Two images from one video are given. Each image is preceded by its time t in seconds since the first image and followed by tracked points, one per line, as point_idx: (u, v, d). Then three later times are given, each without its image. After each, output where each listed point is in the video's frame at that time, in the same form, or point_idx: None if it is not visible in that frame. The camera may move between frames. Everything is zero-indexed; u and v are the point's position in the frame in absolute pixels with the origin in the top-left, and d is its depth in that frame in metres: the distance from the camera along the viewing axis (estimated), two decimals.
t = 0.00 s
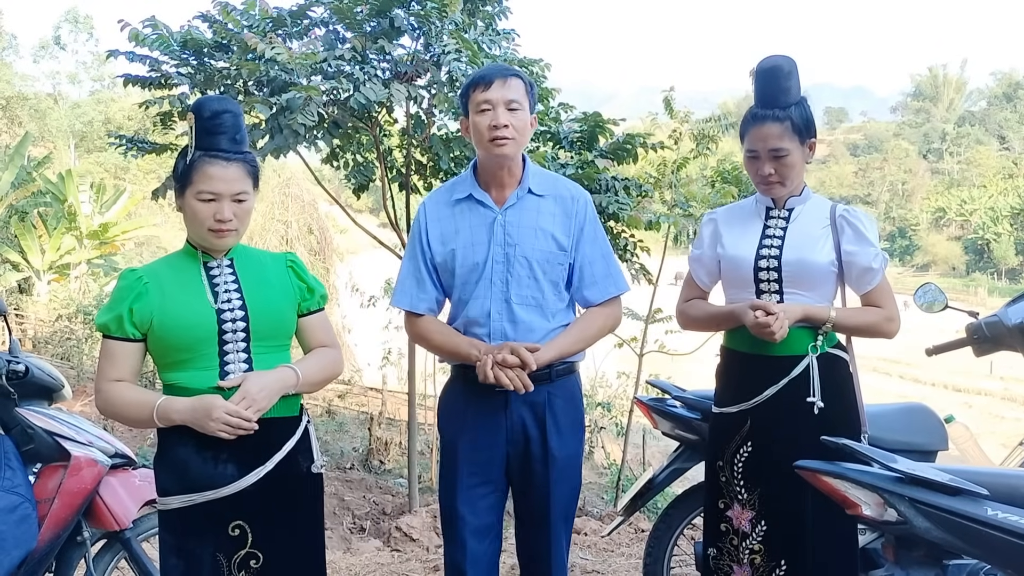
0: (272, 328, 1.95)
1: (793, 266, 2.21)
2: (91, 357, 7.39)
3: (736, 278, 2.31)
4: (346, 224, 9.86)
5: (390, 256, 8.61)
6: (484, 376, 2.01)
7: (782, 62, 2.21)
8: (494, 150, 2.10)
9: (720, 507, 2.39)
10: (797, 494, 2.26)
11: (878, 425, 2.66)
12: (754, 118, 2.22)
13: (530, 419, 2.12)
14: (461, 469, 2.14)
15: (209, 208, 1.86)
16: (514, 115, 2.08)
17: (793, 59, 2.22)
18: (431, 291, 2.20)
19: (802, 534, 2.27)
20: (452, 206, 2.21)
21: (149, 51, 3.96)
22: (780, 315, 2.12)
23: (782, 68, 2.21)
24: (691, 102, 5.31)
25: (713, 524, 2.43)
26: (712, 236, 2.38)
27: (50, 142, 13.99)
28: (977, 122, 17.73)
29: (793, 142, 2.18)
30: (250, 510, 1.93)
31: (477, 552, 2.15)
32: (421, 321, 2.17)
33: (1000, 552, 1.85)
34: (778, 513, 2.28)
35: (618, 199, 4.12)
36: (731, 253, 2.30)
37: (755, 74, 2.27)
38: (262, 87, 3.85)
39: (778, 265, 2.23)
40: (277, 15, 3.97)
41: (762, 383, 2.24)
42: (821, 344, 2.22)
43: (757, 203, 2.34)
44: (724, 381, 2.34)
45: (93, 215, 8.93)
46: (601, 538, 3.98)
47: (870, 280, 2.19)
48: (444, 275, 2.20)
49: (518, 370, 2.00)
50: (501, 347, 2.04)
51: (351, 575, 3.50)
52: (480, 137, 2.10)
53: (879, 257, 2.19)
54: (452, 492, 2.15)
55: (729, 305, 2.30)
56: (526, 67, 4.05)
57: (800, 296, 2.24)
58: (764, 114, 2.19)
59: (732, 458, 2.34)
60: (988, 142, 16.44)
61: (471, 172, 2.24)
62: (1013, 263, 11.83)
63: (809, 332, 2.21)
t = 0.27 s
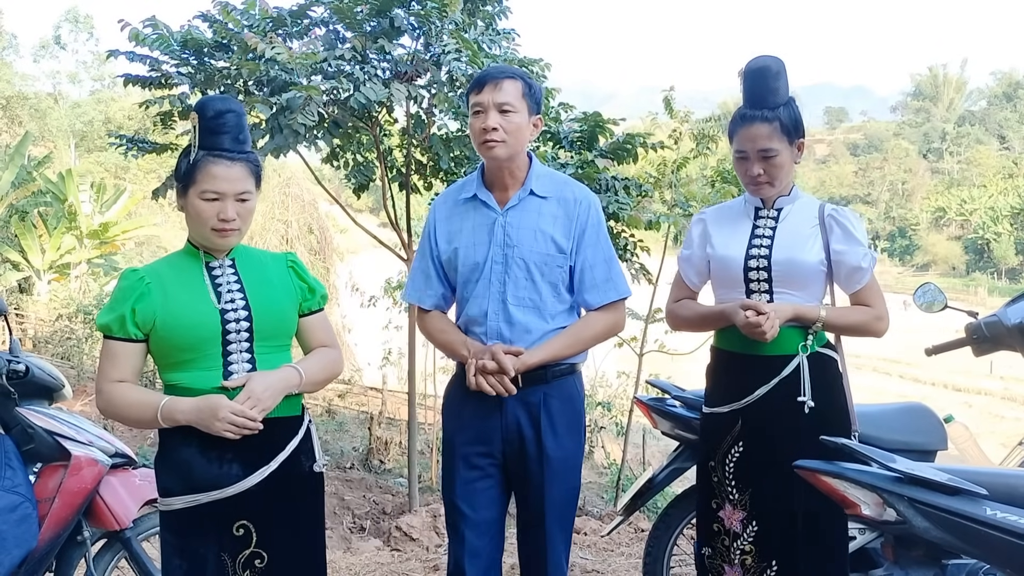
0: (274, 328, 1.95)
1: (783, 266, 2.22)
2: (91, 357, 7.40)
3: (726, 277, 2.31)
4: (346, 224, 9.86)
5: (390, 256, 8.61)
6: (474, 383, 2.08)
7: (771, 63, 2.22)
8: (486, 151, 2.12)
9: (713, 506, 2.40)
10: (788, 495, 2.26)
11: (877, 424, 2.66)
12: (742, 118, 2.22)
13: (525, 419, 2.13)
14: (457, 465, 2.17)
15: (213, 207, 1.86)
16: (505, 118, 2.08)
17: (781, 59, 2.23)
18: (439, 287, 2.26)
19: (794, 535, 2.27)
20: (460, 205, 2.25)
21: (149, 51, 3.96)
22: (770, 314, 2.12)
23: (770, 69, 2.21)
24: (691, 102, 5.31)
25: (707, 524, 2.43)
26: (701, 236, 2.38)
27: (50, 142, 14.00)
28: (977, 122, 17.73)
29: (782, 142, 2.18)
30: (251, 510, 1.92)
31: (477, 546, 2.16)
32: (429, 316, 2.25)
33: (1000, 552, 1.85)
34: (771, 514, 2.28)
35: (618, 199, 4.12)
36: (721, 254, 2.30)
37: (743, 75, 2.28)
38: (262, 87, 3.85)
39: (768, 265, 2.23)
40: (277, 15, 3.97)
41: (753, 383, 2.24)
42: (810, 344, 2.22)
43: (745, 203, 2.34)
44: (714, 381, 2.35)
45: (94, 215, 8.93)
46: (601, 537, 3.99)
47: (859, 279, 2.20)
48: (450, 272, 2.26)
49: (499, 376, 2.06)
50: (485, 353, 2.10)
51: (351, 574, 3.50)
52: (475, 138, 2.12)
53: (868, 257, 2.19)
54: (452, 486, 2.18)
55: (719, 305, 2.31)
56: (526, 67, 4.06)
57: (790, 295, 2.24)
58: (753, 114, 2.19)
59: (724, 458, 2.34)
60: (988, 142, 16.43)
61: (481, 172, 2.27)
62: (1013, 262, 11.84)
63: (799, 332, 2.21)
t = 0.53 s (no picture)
0: (273, 329, 1.95)
1: (773, 266, 2.22)
2: (91, 357, 7.40)
3: (717, 277, 2.31)
4: (347, 223, 9.87)
5: (390, 255, 8.61)
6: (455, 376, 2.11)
7: (759, 63, 2.22)
8: (486, 152, 2.13)
9: (707, 506, 2.40)
10: (781, 494, 2.26)
11: (877, 424, 2.66)
12: (731, 119, 2.22)
13: (519, 418, 2.13)
14: (457, 463, 2.20)
15: (215, 207, 1.86)
16: (505, 119, 2.08)
17: (770, 60, 2.24)
18: (445, 284, 2.33)
19: (787, 534, 2.28)
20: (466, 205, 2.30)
21: (149, 51, 3.96)
22: (762, 314, 2.12)
23: (758, 69, 2.21)
24: (692, 101, 5.32)
25: (701, 524, 2.44)
26: (691, 236, 2.39)
27: (50, 141, 14.00)
28: (977, 122, 17.74)
29: (771, 142, 2.18)
30: (251, 511, 1.92)
31: (477, 544, 2.17)
32: (437, 312, 2.33)
33: (999, 552, 1.85)
34: (764, 514, 2.28)
35: (618, 199, 4.12)
36: (711, 254, 2.30)
37: (732, 75, 2.28)
38: (262, 86, 3.84)
39: (758, 265, 2.23)
40: (277, 15, 3.97)
41: (744, 383, 2.24)
42: (802, 343, 2.22)
43: (735, 203, 2.34)
44: (705, 381, 2.35)
45: (94, 214, 8.93)
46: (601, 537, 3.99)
47: (849, 278, 2.20)
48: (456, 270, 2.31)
49: (479, 367, 2.07)
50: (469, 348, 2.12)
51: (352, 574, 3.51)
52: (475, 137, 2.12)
53: (858, 256, 2.19)
54: (453, 482, 2.21)
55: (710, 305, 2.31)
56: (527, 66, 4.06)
57: (781, 295, 2.24)
58: (741, 115, 2.20)
59: (716, 459, 2.34)
60: (988, 141, 16.42)
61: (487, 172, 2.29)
62: (1013, 262, 11.85)
63: (791, 332, 2.21)
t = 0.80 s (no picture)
0: (273, 329, 1.95)
1: (765, 265, 2.22)
2: (91, 357, 7.41)
3: (710, 277, 2.31)
4: (347, 224, 9.86)
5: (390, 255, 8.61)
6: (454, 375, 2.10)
7: (751, 64, 2.23)
8: (488, 152, 2.12)
9: (699, 506, 2.40)
10: (773, 495, 2.26)
11: (876, 424, 2.66)
12: (723, 119, 2.22)
13: (519, 418, 2.13)
14: (460, 466, 2.20)
15: (216, 208, 1.86)
16: (508, 119, 2.08)
17: (762, 61, 2.24)
18: (448, 285, 2.33)
19: (778, 535, 2.27)
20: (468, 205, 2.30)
21: (149, 51, 3.97)
22: (754, 313, 2.13)
23: (750, 70, 2.22)
24: (692, 101, 5.32)
25: (693, 523, 2.44)
26: (684, 236, 2.39)
27: (50, 141, 14.01)
28: (977, 122, 17.74)
29: (763, 142, 2.18)
30: (250, 511, 1.92)
31: (477, 542, 2.17)
32: (439, 311, 2.34)
33: (998, 552, 1.85)
34: (756, 514, 2.28)
35: (618, 198, 4.13)
36: (704, 254, 2.30)
37: (724, 76, 2.28)
38: (262, 86, 3.84)
39: (751, 264, 2.23)
40: (277, 15, 3.97)
41: (737, 382, 2.24)
42: (794, 343, 2.22)
43: (728, 203, 2.34)
44: (698, 381, 2.35)
45: (94, 214, 8.93)
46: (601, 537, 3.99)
47: (841, 278, 2.19)
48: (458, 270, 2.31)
49: (474, 366, 2.08)
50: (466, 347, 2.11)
51: (352, 574, 3.51)
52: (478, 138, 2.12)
53: (850, 256, 2.19)
54: (454, 482, 2.21)
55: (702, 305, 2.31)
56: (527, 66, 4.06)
57: (774, 294, 2.24)
58: (733, 115, 2.20)
59: (709, 459, 2.34)
60: (988, 141, 16.41)
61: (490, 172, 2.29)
62: (1013, 262, 11.85)
63: (783, 331, 2.21)
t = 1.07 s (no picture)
0: (275, 328, 1.94)
1: (758, 265, 2.22)
2: (91, 356, 7.41)
3: (702, 277, 2.31)
4: (346, 223, 9.86)
5: (389, 254, 8.62)
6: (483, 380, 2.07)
7: (743, 63, 2.22)
8: (496, 152, 2.11)
9: (693, 505, 2.40)
10: (764, 494, 2.26)
11: (875, 423, 2.66)
12: (715, 119, 2.22)
13: (526, 417, 2.13)
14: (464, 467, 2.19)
15: (217, 207, 1.86)
16: (518, 118, 2.08)
17: (753, 61, 2.24)
18: (446, 285, 2.32)
19: (771, 534, 2.27)
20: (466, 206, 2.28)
21: (149, 49, 3.97)
22: (747, 312, 2.12)
23: (742, 69, 2.21)
24: (691, 100, 5.33)
25: (688, 522, 2.45)
26: (677, 236, 2.39)
27: (50, 140, 14.01)
28: (977, 121, 17.75)
29: (755, 142, 2.18)
30: (251, 510, 1.92)
31: (475, 542, 2.17)
32: (435, 313, 2.31)
33: (996, 550, 1.86)
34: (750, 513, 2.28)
35: (618, 198, 4.13)
36: (697, 253, 2.30)
37: (716, 76, 2.28)
38: (262, 85, 3.84)
39: (743, 264, 2.24)
40: (277, 14, 3.96)
41: (730, 381, 2.24)
42: (787, 342, 2.23)
43: (721, 203, 2.34)
44: (690, 380, 2.35)
45: (93, 213, 8.93)
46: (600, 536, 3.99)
47: (833, 277, 2.19)
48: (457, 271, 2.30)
49: (495, 367, 2.06)
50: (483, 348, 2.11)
51: (351, 573, 3.51)
52: (486, 137, 2.11)
53: (842, 255, 2.19)
54: (455, 482, 2.21)
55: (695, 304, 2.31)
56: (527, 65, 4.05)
57: (766, 293, 2.25)
58: (725, 114, 2.20)
59: (703, 458, 2.34)
60: (988, 140, 16.40)
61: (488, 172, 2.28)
62: (1013, 261, 11.87)
63: (775, 331, 2.22)
